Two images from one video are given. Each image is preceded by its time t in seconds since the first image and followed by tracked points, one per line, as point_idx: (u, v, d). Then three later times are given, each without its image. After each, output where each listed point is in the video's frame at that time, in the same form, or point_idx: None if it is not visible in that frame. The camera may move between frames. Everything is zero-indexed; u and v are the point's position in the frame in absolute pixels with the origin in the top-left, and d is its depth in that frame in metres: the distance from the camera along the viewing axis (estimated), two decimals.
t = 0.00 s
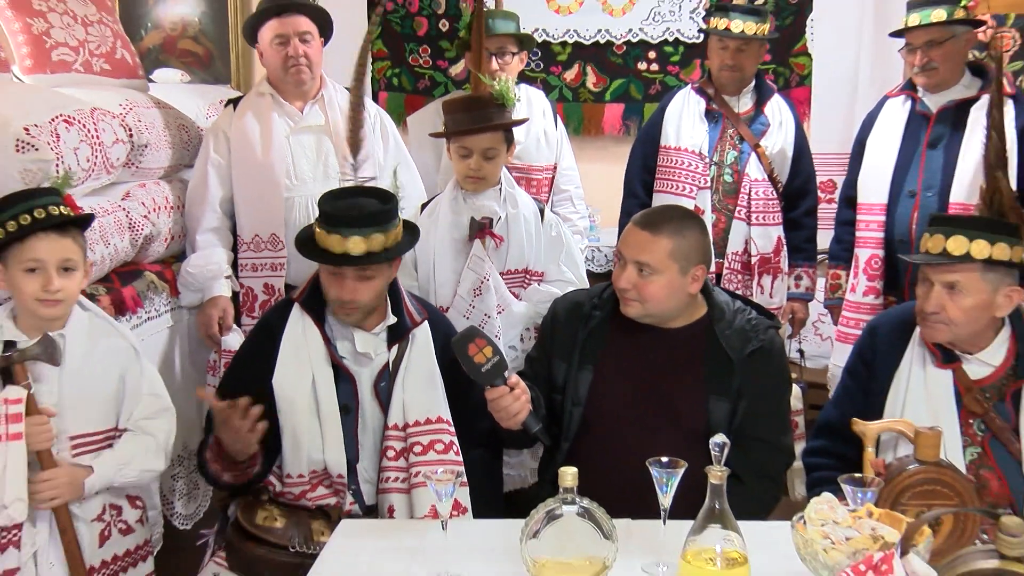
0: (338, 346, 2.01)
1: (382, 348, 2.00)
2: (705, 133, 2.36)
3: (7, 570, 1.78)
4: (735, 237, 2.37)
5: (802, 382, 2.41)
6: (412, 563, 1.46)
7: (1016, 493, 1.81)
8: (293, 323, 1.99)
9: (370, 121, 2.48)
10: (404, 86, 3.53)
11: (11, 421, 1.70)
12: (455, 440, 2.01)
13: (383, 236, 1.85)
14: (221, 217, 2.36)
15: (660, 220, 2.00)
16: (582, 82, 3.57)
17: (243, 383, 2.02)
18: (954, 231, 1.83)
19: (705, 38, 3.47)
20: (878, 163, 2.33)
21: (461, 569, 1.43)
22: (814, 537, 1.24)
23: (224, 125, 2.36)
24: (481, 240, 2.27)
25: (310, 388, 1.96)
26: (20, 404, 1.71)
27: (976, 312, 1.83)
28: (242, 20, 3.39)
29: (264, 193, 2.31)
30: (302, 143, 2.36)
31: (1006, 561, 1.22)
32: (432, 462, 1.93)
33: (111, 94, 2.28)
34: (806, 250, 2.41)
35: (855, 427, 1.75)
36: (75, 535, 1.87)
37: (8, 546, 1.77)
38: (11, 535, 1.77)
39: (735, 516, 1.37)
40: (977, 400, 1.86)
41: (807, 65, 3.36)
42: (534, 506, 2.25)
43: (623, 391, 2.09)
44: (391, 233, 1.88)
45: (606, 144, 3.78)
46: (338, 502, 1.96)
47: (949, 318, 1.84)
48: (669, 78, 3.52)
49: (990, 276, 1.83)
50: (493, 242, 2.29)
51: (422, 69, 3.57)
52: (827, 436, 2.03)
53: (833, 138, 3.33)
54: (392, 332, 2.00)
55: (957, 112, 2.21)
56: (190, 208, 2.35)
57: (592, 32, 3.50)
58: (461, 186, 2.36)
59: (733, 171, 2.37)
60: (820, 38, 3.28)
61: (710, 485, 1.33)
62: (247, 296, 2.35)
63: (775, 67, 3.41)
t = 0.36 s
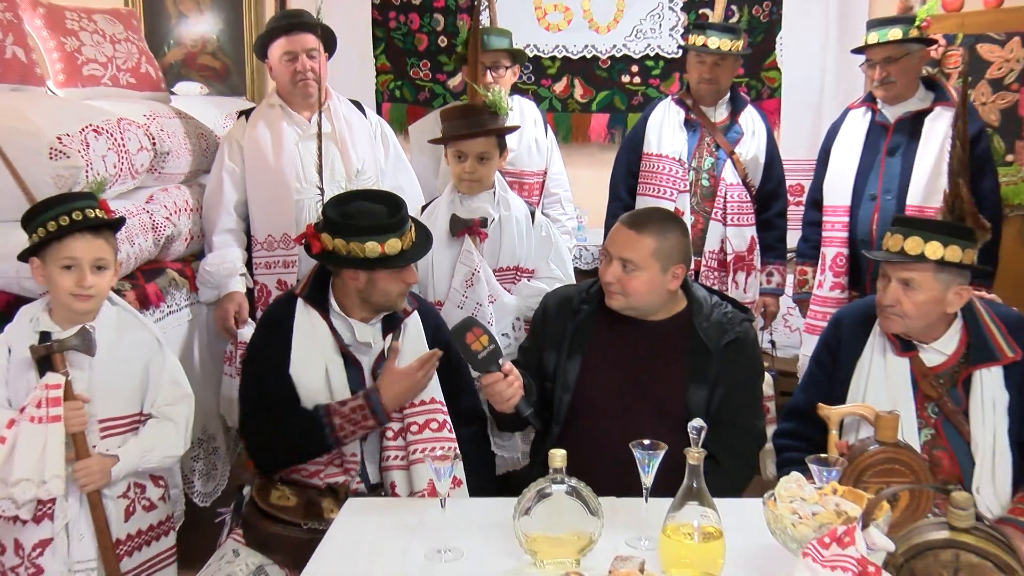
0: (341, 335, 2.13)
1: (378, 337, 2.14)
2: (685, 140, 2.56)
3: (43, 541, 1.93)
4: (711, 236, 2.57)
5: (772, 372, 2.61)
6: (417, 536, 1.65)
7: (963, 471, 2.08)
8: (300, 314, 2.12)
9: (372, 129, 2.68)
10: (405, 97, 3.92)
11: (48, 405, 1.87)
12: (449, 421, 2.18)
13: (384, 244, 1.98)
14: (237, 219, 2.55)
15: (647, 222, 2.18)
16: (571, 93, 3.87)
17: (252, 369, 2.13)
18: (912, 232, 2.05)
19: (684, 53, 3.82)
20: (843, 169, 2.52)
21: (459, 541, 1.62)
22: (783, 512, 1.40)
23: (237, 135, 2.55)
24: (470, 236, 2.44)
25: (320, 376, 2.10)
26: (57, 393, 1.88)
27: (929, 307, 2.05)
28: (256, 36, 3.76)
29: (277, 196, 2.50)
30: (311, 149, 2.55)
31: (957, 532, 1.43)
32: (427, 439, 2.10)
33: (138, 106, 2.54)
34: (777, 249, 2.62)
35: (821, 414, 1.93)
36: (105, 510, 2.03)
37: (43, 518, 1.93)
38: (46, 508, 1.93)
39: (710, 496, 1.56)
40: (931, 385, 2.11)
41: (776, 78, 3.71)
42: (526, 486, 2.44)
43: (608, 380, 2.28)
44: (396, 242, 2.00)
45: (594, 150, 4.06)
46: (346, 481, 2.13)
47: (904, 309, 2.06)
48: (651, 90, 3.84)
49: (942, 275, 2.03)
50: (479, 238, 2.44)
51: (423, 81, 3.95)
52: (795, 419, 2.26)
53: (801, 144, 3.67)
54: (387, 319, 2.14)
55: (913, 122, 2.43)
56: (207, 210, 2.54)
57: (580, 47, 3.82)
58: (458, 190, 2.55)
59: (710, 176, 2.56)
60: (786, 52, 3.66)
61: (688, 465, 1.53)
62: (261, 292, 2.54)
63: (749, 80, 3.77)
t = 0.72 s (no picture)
0: (345, 328, 2.32)
1: (381, 330, 2.33)
2: (663, 146, 2.77)
3: (78, 515, 2.12)
4: (688, 236, 2.78)
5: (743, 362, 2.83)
6: (416, 514, 1.85)
7: (917, 452, 2.30)
8: (306, 308, 2.30)
9: (374, 136, 2.89)
10: (405, 107, 4.38)
11: (87, 391, 2.07)
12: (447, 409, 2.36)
13: (369, 240, 2.14)
14: (249, 220, 2.76)
15: (625, 223, 2.37)
16: (558, 103, 4.22)
17: (263, 358, 2.34)
18: (862, 234, 2.28)
19: (661, 66, 4.21)
20: (809, 172, 2.71)
21: (453, 518, 1.83)
22: (754, 489, 1.63)
23: (249, 142, 2.76)
24: (469, 240, 2.65)
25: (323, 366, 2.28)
26: (94, 379, 2.09)
27: (882, 304, 2.27)
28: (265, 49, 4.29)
29: (286, 199, 2.70)
30: (317, 155, 2.75)
31: (910, 505, 1.49)
32: (428, 427, 2.27)
33: (156, 115, 2.82)
34: (749, 247, 2.88)
35: (788, 399, 2.13)
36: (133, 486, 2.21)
37: (75, 495, 2.12)
38: (80, 486, 2.12)
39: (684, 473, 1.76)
40: (889, 373, 2.35)
41: (748, 89, 4.09)
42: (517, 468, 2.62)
43: (592, 369, 2.49)
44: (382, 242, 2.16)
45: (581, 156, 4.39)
46: (349, 463, 2.31)
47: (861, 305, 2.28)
48: (631, 100, 4.19)
49: (894, 277, 2.25)
50: (476, 243, 2.65)
51: (420, 91, 4.40)
52: (764, 404, 2.49)
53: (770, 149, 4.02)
54: (389, 315, 2.33)
55: (872, 131, 2.65)
56: (223, 212, 2.75)
57: (566, 60, 4.17)
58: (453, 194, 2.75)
59: (686, 180, 2.77)
60: (757, 65, 4.07)
61: (666, 447, 1.71)
62: (273, 288, 2.74)
63: (721, 90, 4.14)
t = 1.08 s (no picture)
0: (347, 320, 2.50)
1: (380, 322, 2.50)
2: (642, 148, 2.96)
3: (104, 494, 2.30)
4: (665, 232, 2.97)
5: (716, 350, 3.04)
6: (412, 493, 2.03)
7: (875, 432, 2.51)
8: (309, 301, 2.47)
9: (371, 139, 3.08)
10: (400, 112, 4.64)
11: (113, 377, 2.23)
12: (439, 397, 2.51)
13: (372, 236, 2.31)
14: (253, 218, 2.95)
15: (611, 215, 2.56)
16: (544, 109, 4.52)
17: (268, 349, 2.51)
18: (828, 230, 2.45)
19: (641, 74, 4.46)
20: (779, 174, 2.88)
21: (445, 496, 2.01)
22: (727, 469, 1.79)
23: (254, 146, 2.94)
24: (454, 233, 2.86)
25: (325, 355, 2.44)
26: (119, 367, 2.25)
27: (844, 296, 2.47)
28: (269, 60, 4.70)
29: (288, 199, 2.88)
30: (317, 158, 2.93)
31: (870, 482, 1.68)
32: (421, 413, 2.43)
33: (167, 121, 3.05)
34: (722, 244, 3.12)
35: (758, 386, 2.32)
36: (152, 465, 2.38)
37: (102, 474, 2.30)
38: (106, 467, 2.30)
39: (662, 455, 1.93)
40: (851, 359, 2.55)
41: (721, 96, 4.33)
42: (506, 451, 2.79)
43: (575, 357, 2.67)
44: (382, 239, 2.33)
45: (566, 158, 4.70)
46: (347, 446, 2.44)
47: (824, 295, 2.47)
48: (613, 106, 4.48)
49: (856, 270, 2.45)
50: (460, 236, 2.86)
51: (415, 98, 4.64)
52: (735, 390, 2.69)
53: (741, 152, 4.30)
54: (388, 308, 2.50)
55: (836, 135, 2.85)
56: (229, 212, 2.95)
57: (552, 69, 4.46)
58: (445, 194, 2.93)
59: (664, 180, 2.97)
60: (729, 73, 4.30)
61: (646, 430, 1.88)
62: (276, 282, 2.92)
63: (696, 97, 4.37)
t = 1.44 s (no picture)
0: (346, 308, 2.63)
1: (377, 312, 2.64)
2: (619, 146, 3.13)
3: (117, 475, 2.46)
4: (641, 226, 3.14)
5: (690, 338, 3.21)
6: (404, 475, 2.17)
7: (838, 413, 2.68)
8: (311, 291, 2.60)
9: (362, 138, 3.24)
10: (389, 112, 4.91)
11: (122, 364, 2.38)
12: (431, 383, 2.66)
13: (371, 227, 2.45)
14: (250, 214, 3.11)
15: (586, 211, 2.58)
16: (527, 109, 4.78)
17: (270, 339, 2.62)
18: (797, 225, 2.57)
19: (618, 76, 4.73)
20: (749, 169, 3.09)
21: (434, 478, 2.16)
22: (700, 450, 1.92)
23: (251, 145, 3.10)
24: (440, 226, 2.98)
25: (325, 343, 2.57)
26: (127, 355, 2.40)
27: (808, 285, 2.60)
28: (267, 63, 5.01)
29: (284, 195, 3.03)
30: (311, 156, 3.09)
31: (834, 460, 1.79)
32: (413, 398, 2.58)
33: (168, 121, 3.25)
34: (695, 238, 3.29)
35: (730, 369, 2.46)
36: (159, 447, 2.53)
37: (115, 457, 2.45)
38: (119, 450, 2.46)
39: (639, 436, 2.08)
40: (816, 346, 2.70)
41: (694, 97, 4.62)
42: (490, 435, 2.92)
43: (556, 346, 2.78)
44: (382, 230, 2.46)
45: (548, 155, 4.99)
46: (342, 429, 2.59)
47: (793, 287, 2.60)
48: (592, 106, 4.74)
49: (820, 261, 2.56)
50: (445, 229, 2.99)
51: (404, 98, 4.94)
52: (711, 374, 2.84)
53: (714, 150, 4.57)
54: (385, 299, 2.64)
55: (802, 134, 3.04)
56: (227, 207, 3.11)
57: (534, 71, 4.72)
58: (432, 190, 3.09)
59: (640, 176, 3.15)
60: (701, 76, 4.58)
61: (623, 413, 2.01)
62: (274, 274, 3.07)
63: (671, 98, 4.65)
